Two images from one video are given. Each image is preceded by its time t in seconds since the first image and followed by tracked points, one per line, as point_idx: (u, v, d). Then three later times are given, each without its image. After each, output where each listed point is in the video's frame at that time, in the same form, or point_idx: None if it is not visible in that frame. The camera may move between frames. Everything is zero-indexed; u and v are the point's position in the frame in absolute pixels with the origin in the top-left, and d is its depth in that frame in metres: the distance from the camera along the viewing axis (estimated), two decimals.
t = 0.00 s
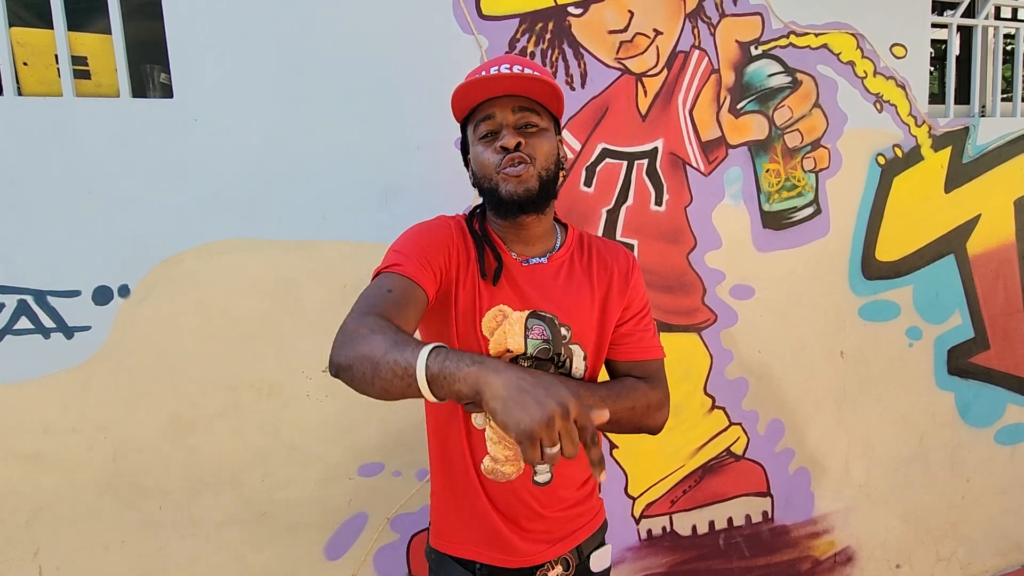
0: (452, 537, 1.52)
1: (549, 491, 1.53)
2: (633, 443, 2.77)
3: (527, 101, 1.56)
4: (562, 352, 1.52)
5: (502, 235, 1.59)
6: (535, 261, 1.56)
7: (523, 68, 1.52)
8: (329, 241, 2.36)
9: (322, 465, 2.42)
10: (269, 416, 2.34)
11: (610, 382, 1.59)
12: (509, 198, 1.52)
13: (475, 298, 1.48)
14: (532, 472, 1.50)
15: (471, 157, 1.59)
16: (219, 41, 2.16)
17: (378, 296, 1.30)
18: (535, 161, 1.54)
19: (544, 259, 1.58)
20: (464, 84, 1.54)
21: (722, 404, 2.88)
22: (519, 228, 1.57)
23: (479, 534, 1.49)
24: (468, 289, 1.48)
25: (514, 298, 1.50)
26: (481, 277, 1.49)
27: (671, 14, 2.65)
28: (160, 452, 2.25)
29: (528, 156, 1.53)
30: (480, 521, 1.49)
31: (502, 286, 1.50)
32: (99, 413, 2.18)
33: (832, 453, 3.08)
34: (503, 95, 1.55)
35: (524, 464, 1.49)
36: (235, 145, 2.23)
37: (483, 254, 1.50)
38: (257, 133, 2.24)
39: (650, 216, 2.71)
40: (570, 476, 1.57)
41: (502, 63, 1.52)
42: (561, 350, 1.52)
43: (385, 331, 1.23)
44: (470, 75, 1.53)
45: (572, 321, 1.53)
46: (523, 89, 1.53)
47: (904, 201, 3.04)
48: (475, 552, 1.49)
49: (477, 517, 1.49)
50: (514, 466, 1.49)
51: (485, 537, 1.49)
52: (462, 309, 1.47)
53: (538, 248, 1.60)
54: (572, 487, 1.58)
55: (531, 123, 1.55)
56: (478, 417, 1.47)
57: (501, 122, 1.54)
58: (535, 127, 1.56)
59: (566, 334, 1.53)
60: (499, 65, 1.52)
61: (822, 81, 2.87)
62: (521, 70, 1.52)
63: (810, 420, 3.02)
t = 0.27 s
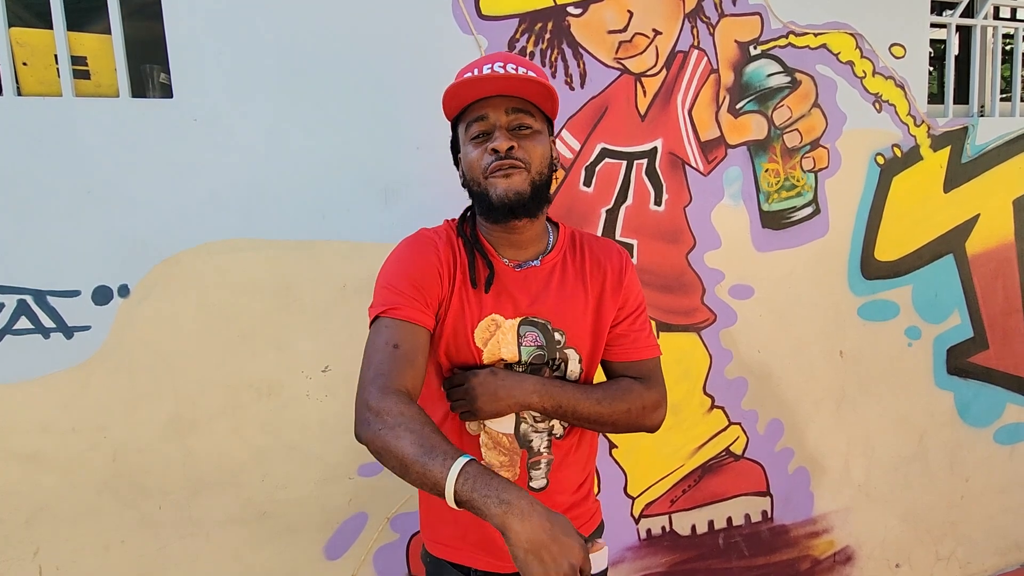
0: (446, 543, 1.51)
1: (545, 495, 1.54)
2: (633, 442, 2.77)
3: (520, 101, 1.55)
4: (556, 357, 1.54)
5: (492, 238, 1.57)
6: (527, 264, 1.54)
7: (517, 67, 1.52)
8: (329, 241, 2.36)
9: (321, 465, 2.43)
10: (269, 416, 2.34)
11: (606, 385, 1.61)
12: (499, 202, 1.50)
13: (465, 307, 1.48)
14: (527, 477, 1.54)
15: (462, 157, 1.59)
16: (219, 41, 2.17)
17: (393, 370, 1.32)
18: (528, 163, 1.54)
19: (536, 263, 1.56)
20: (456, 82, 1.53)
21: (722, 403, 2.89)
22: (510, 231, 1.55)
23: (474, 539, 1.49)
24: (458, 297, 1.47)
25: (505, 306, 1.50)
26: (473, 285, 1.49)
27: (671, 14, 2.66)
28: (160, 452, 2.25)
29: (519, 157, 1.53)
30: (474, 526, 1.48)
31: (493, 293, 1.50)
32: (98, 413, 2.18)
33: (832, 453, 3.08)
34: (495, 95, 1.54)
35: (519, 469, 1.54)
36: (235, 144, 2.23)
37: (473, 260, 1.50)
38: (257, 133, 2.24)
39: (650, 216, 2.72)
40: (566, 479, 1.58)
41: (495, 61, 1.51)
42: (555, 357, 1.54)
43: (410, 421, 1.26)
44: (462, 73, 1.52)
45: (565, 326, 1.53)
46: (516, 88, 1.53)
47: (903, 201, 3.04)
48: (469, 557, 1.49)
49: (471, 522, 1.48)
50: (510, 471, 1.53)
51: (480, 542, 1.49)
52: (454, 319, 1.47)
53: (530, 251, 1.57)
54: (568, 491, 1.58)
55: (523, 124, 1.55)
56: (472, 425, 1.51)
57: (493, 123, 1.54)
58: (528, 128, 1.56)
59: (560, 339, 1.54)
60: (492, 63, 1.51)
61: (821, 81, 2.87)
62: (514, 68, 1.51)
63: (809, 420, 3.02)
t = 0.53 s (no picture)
0: (443, 547, 1.52)
1: (542, 497, 1.55)
2: (633, 442, 2.77)
3: (508, 98, 1.56)
4: (551, 357, 1.57)
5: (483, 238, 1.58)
6: (519, 264, 1.55)
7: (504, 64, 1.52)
8: (330, 242, 2.37)
9: (322, 465, 2.43)
10: (269, 416, 2.35)
11: (598, 385, 1.61)
12: (490, 200, 1.51)
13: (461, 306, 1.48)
14: (525, 480, 1.52)
15: (451, 157, 1.59)
16: (220, 41, 2.17)
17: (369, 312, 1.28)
18: (518, 160, 1.54)
19: (529, 262, 1.57)
20: (443, 80, 1.53)
21: (721, 403, 2.89)
22: (500, 231, 1.56)
23: (472, 543, 1.50)
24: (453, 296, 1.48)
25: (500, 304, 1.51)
26: (466, 284, 1.48)
27: (670, 14, 2.66)
28: (160, 452, 2.25)
29: (509, 155, 1.53)
30: (472, 530, 1.49)
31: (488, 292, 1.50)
32: (99, 413, 2.18)
33: (831, 453, 3.08)
34: (484, 93, 1.54)
35: (517, 472, 1.51)
36: (235, 145, 2.23)
37: (467, 258, 1.50)
38: (257, 134, 2.25)
39: (650, 216, 2.72)
40: (561, 482, 1.59)
41: (483, 58, 1.51)
42: (548, 356, 1.57)
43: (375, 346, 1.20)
44: (449, 71, 1.52)
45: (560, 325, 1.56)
46: (505, 85, 1.53)
47: (903, 201, 3.05)
48: (467, 562, 1.50)
49: (469, 526, 1.49)
50: (508, 475, 1.50)
51: (478, 546, 1.49)
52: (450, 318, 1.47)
53: (521, 251, 1.59)
54: (563, 493, 1.59)
55: (512, 121, 1.55)
56: (467, 428, 1.48)
57: (482, 121, 1.54)
58: (518, 126, 1.56)
59: (555, 339, 1.56)
60: (479, 60, 1.51)
61: (821, 81, 2.87)
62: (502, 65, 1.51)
63: (809, 420, 3.02)
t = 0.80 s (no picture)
0: (438, 554, 1.51)
1: (537, 502, 1.55)
2: (633, 441, 2.78)
3: (499, 97, 1.56)
4: (546, 361, 1.57)
5: (474, 238, 1.60)
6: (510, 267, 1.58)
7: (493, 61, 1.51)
8: (330, 242, 2.37)
9: (322, 465, 2.43)
10: (270, 416, 2.35)
11: (594, 388, 1.63)
12: (482, 202, 1.50)
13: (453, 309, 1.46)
14: (520, 486, 1.52)
15: (440, 157, 1.58)
16: (221, 41, 2.17)
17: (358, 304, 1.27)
18: (509, 162, 1.53)
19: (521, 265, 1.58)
20: (432, 79, 1.52)
21: (721, 403, 2.89)
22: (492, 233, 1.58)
23: (466, 550, 1.49)
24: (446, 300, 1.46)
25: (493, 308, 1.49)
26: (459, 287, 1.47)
27: (670, 14, 2.66)
28: (161, 451, 2.26)
29: (500, 156, 1.51)
30: (467, 537, 1.49)
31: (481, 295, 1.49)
32: (100, 412, 2.19)
33: (832, 453, 3.08)
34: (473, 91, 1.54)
35: (512, 477, 1.52)
36: (236, 145, 2.23)
37: (459, 260, 1.49)
38: (258, 133, 2.25)
39: (650, 216, 2.72)
40: (555, 486, 1.59)
41: (472, 55, 1.50)
42: (543, 360, 1.57)
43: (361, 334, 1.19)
44: (437, 69, 1.51)
45: (555, 329, 1.56)
46: (494, 84, 1.52)
47: (903, 201, 3.05)
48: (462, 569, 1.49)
49: (463, 533, 1.49)
50: (502, 481, 1.50)
51: (473, 553, 1.49)
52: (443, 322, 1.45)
53: (511, 251, 1.62)
54: (557, 498, 1.59)
55: (503, 121, 1.55)
56: (462, 434, 1.48)
57: (472, 120, 1.53)
58: (508, 125, 1.56)
59: (550, 343, 1.56)
60: (468, 57, 1.49)
61: (821, 81, 2.88)
62: (491, 63, 1.51)
63: (809, 420, 3.02)
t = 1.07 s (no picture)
0: (433, 560, 1.52)
1: (532, 508, 1.54)
2: (633, 442, 2.78)
3: (492, 95, 1.56)
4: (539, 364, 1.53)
5: (463, 239, 1.58)
6: (501, 269, 1.55)
7: (489, 57, 1.51)
8: (331, 242, 2.37)
9: (322, 464, 2.43)
10: (270, 416, 2.35)
11: (589, 391, 1.59)
12: (472, 201, 1.51)
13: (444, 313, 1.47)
14: (514, 493, 1.51)
15: (431, 154, 1.58)
16: (223, 41, 2.18)
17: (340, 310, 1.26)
18: (500, 162, 1.54)
19: (512, 267, 1.57)
20: (425, 73, 1.53)
21: (722, 403, 2.89)
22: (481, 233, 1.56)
23: (461, 556, 1.50)
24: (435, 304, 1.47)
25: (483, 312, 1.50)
26: (448, 291, 1.48)
27: (671, 14, 2.66)
28: (161, 451, 2.26)
29: (491, 155, 1.52)
30: (462, 543, 1.49)
31: (471, 299, 1.50)
32: (101, 412, 2.19)
33: (832, 453, 3.09)
34: (466, 88, 1.54)
35: (507, 483, 1.50)
36: (238, 146, 2.24)
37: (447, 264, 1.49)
38: (260, 133, 2.26)
39: (650, 216, 2.72)
40: (550, 491, 1.58)
41: (467, 51, 1.50)
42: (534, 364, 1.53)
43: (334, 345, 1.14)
44: (431, 64, 1.52)
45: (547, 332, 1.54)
46: (488, 81, 1.53)
47: (903, 201, 3.05)
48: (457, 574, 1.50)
49: (458, 540, 1.49)
50: (495, 488, 1.40)
51: (467, 559, 1.49)
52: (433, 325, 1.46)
53: (503, 255, 1.59)
54: (553, 503, 1.59)
55: (496, 119, 1.56)
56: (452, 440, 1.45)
57: (464, 117, 1.54)
58: (501, 124, 1.57)
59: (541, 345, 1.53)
60: (463, 52, 1.50)
61: (822, 81, 2.88)
62: (486, 59, 1.51)
63: (809, 420, 3.02)
